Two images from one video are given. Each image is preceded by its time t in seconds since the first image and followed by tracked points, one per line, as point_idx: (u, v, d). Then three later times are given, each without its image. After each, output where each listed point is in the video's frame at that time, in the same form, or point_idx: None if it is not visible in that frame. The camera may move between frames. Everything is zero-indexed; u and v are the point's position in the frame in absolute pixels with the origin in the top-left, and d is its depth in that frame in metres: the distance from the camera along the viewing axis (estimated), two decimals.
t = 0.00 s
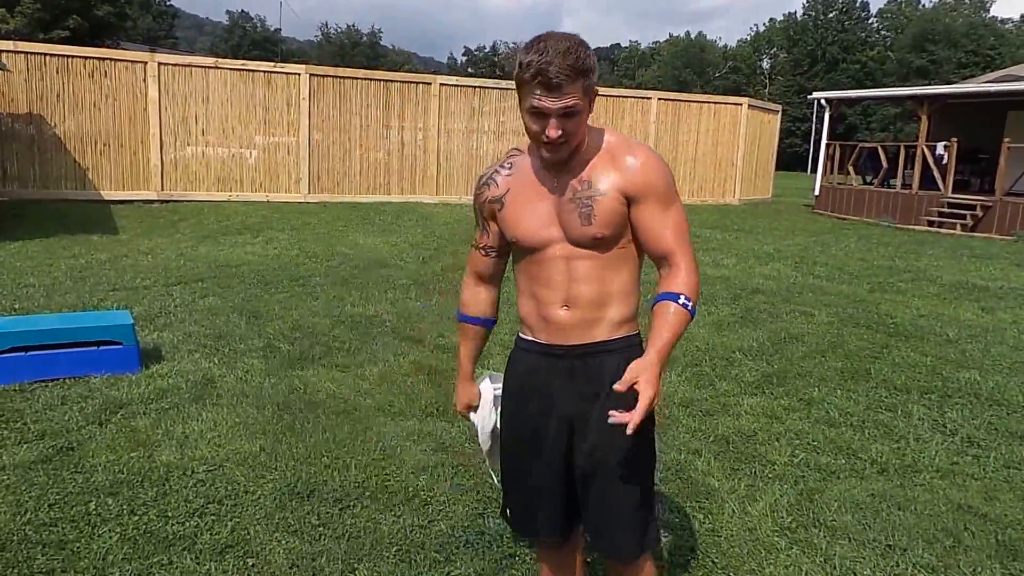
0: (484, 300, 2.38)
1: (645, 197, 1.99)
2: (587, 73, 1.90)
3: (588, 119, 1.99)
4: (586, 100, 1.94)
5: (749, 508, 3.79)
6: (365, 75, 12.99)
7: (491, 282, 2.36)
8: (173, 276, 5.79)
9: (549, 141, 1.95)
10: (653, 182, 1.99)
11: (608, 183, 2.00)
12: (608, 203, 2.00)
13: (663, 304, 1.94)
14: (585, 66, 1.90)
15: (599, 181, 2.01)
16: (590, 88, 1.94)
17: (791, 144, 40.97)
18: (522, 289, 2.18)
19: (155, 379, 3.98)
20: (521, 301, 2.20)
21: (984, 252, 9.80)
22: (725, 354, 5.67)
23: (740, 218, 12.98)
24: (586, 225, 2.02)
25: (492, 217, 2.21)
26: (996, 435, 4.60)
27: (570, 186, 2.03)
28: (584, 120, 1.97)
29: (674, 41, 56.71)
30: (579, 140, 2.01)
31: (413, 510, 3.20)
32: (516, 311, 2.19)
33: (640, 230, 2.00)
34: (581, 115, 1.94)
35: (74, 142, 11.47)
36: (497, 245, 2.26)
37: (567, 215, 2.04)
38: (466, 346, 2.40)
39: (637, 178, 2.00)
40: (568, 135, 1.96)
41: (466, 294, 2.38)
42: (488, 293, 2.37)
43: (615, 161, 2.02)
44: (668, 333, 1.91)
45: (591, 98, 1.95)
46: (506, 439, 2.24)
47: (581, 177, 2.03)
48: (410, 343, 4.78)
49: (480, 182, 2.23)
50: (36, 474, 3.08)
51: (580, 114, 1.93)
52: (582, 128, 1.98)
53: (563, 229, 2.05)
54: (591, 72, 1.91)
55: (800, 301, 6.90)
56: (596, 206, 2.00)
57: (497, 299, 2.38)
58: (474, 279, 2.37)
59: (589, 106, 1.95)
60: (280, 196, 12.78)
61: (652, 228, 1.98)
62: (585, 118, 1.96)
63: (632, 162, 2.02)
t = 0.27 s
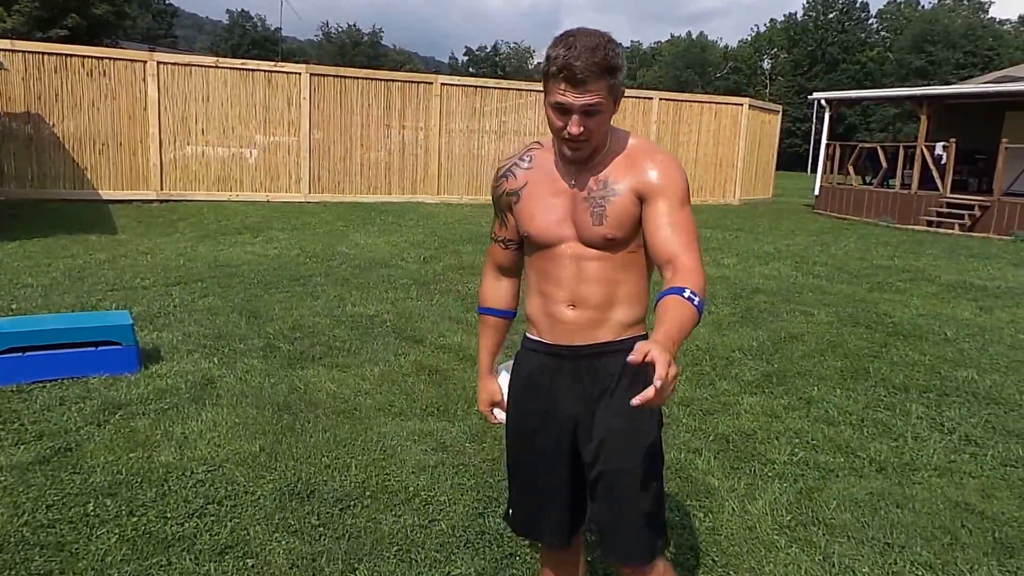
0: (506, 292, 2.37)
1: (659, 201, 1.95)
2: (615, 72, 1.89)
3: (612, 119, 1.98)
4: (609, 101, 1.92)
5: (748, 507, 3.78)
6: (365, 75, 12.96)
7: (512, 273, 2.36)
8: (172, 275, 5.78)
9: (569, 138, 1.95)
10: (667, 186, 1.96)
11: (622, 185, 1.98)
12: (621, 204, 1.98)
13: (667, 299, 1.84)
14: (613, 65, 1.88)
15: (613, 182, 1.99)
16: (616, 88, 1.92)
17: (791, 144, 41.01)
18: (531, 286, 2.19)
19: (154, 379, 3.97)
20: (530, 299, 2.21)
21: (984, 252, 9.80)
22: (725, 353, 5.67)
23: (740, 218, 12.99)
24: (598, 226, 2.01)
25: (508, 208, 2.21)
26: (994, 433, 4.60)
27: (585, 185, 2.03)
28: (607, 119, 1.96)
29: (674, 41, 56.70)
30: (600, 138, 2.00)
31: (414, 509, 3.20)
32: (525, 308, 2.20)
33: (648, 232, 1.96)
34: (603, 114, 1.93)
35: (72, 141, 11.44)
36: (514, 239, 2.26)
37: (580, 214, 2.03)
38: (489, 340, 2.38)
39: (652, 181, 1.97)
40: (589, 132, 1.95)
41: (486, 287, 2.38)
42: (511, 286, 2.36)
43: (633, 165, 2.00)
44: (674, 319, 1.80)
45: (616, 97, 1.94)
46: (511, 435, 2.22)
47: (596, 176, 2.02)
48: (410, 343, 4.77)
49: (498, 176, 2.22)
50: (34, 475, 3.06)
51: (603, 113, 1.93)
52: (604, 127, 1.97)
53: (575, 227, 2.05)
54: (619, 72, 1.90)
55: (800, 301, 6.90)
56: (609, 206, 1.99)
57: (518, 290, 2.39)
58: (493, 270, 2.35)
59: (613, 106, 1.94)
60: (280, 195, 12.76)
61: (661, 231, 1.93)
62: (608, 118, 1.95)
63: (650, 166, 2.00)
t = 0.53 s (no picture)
0: (518, 289, 2.30)
1: (685, 213, 1.89)
2: (645, 66, 1.83)
3: (646, 116, 1.92)
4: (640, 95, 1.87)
5: (748, 505, 3.78)
6: (366, 74, 12.94)
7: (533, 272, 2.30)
8: (171, 275, 5.76)
9: (600, 134, 1.91)
10: (696, 197, 1.88)
11: (652, 190, 1.93)
12: (647, 210, 1.93)
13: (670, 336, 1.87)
14: (642, 58, 1.83)
15: (644, 187, 1.95)
16: (647, 83, 1.86)
17: (791, 144, 41.00)
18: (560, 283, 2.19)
19: (153, 380, 3.96)
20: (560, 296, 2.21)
21: (983, 251, 9.81)
22: (725, 352, 5.67)
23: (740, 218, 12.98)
24: (624, 229, 1.97)
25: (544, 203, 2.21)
26: (992, 430, 4.60)
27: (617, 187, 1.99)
28: (640, 116, 1.90)
29: (674, 41, 56.67)
30: (634, 137, 1.95)
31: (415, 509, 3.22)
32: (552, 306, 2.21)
33: (671, 248, 1.91)
34: (635, 110, 1.88)
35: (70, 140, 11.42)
36: (544, 236, 2.22)
37: (609, 216, 2.00)
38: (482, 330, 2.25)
39: (682, 189, 1.90)
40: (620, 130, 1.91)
41: (500, 279, 2.32)
42: (525, 282, 2.30)
43: (667, 170, 1.94)
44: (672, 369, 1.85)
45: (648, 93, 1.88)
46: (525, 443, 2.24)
47: (629, 178, 1.98)
48: (410, 342, 4.76)
49: (538, 170, 2.22)
50: (32, 477, 3.06)
51: (634, 109, 1.87)
52: (636, 125, 1.91)
53: (603, 228, 2.02)
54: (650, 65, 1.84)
55: (800, 300, 6.90)
56: (636, 211, 1.95)
57: (531, 289, 2.32)
58: (514, 265, 2.31)
59: (646, 101, 1.88)
60: (280, 195, 12.76)
61: (681, 249, 1.89)
62: (641, 114, 1.89)
63: (684, 172, 1.92)
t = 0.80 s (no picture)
0: (545, 292, 2.32)
1: (731, 214, 1.90)
2: (689, 61, 1.83)
3: (685, 112, 1.91)
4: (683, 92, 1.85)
5: (745, 501, 3.77)
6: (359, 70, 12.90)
7: (558, 272, 2.32)
8: (162, 275, 5.72)
9: (639, 131, 1.90)
10: (743, 197, 1.89)
11: (695, 191, 1.94)
12: (691, 210, 1.94)
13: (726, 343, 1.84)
14: (687, 54, 1.82)
15: (684, 187, 1.96)
16: (690, 78, 1.86)
17: (786, 139, 41.00)
18: (586, 286, 2.17)
19: (144, 381, 3.92)
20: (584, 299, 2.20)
21: (978, 246, 9.80)
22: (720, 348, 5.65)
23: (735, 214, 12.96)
24: (665, 230, 1.97)
25: (569, 204, 2.21)
26: (988, 425, 4.60)
27: (656, 188, 2.00)
28: (680, 112, 1.89)
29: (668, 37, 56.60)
30: (672, 134, 1.94)
31: (409, 509, 3.19)
32: (579, 311, 2.19)
33: (718, 249, 1.92)
34: (676, 106, 1.87)
35: (60, 139, 11.35)
36: (570, 236, 2.24)
37: (647, 216, 2.00)
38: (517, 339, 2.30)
39: (727, 189, 1.91)
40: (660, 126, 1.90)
41: (526, 283, 2.33)
42: (552, 285, 2.31)
43: (707, 170, 1.95)
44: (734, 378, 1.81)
45: (690, 89, 1.87)
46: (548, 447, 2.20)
47: (669, 179, 1.99)
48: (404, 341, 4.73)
49: (561, 168, 2.23)
50: (21, 481, 3.02)
51: (675, 105, 1.87)
52: (677, 122, 1.91)
53: (640, 229, 2.02)
54: (694, 61, 1.84)
55: (795, 295, 6.88)
56: (678, 212, 1.95)
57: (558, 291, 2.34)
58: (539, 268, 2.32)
59: (687, 97, 1.87)
60: (273, 193, 12.71)
61: (729, 251, 1.89)
62: (682, 110, 1.88)
63: (727, 172, 1.93)
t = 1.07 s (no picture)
0: (577, 292, 2.40)
1: (757, 218, 1.94)
2: (711, 58, 1.88)
3: (708, 111, 1.95)
4: (704, 88, 1.90)
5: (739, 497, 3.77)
6: (349, 67, 12.85)
7: (587, 271, 2.38)
8: (151, 275, 5.68)
9: (660, 127, 1.94)
10: (769, 201, 1.93)
11: (719, 193, 1.97)
12: (715, 213, 1.97)
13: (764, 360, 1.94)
14: (709, 51, 1.88)
15: (708, 189, 1.99)
16: (713, 76, 1.91)
17: (779, 134, 41.02)
18: (606, 286, 2.22)
19: (134, 381, 3.89)
20: (603, 299, 2.24)
21: (971, 240, 9.80)
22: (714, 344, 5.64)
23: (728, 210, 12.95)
24: (687, 233, 2.00)
25: (592, 203, 2.24)
26: (981, 419, 4.61)
27: (679, 189, 2.03)
28: (702, 110, 1.93)
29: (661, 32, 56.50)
30: (695, 133, 1.98)
31: (402, 508, 3.17)
32: (600, 311, 2.23)
33: (744, 254, 1.97)
34: (698, 104, 1.91)
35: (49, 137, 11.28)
36: (595, 234, 2.28)
37: (670, 218, 2.03)
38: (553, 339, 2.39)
39: (752, 192, 1.94)
40: (681, 124, 1.94)
41: (558, 284, 2.41)
42: (583, 284, 2.38)
43: (732, 171, 1.98)
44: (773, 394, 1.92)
45: (713, 87, 1.92)
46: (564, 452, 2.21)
47: (691, 181, 2.01)
48: (396, 338, 4.71)
49: (582, 165, 2.26)
50: (9, 483, 3.00)
51: (697, 103, 1.91)
52: (699, 121, 1.95)
53: (661, 230, 2.06)
54: (717, 59, 1.89)
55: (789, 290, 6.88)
56: (702, 214, 1.98)
57: (590, 291, 2.41)
58: (570, 268, 2.39)
59: (709, 96, 1.92)
60: (264, 191, 12.66)
61: (756, 256, 1.95)
62: (704, 108, 1.92)
63: (751, 174, 1.97)
